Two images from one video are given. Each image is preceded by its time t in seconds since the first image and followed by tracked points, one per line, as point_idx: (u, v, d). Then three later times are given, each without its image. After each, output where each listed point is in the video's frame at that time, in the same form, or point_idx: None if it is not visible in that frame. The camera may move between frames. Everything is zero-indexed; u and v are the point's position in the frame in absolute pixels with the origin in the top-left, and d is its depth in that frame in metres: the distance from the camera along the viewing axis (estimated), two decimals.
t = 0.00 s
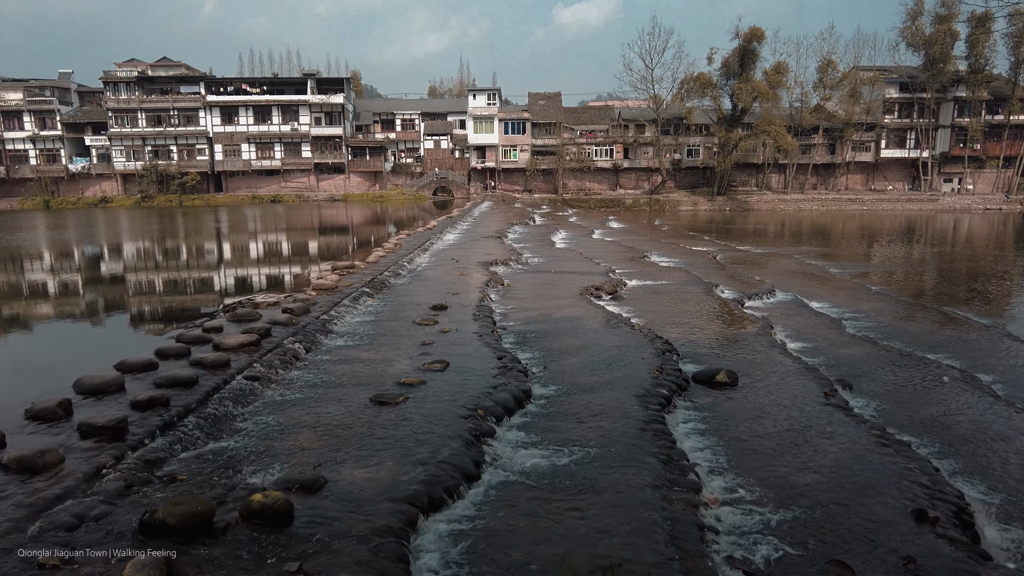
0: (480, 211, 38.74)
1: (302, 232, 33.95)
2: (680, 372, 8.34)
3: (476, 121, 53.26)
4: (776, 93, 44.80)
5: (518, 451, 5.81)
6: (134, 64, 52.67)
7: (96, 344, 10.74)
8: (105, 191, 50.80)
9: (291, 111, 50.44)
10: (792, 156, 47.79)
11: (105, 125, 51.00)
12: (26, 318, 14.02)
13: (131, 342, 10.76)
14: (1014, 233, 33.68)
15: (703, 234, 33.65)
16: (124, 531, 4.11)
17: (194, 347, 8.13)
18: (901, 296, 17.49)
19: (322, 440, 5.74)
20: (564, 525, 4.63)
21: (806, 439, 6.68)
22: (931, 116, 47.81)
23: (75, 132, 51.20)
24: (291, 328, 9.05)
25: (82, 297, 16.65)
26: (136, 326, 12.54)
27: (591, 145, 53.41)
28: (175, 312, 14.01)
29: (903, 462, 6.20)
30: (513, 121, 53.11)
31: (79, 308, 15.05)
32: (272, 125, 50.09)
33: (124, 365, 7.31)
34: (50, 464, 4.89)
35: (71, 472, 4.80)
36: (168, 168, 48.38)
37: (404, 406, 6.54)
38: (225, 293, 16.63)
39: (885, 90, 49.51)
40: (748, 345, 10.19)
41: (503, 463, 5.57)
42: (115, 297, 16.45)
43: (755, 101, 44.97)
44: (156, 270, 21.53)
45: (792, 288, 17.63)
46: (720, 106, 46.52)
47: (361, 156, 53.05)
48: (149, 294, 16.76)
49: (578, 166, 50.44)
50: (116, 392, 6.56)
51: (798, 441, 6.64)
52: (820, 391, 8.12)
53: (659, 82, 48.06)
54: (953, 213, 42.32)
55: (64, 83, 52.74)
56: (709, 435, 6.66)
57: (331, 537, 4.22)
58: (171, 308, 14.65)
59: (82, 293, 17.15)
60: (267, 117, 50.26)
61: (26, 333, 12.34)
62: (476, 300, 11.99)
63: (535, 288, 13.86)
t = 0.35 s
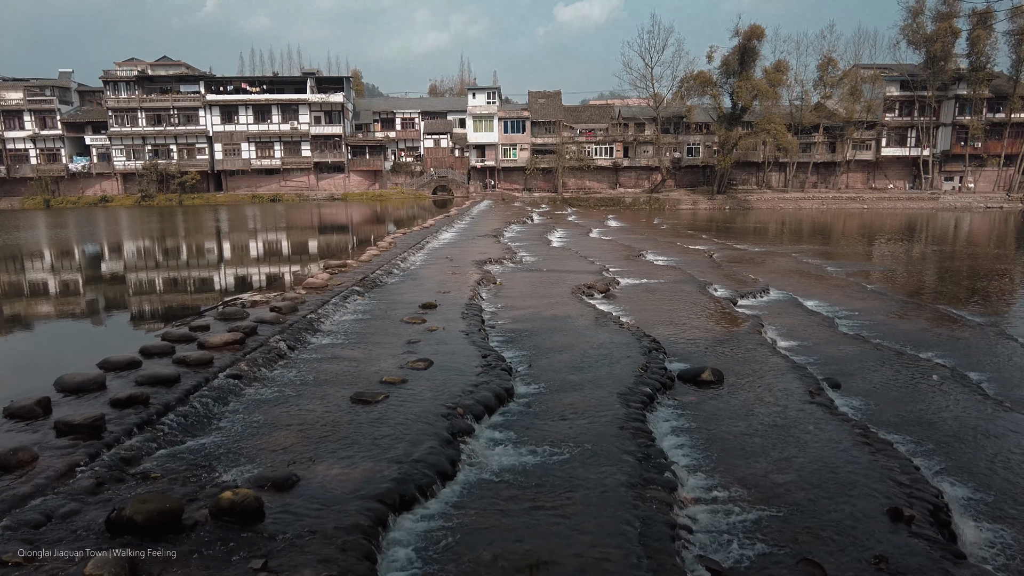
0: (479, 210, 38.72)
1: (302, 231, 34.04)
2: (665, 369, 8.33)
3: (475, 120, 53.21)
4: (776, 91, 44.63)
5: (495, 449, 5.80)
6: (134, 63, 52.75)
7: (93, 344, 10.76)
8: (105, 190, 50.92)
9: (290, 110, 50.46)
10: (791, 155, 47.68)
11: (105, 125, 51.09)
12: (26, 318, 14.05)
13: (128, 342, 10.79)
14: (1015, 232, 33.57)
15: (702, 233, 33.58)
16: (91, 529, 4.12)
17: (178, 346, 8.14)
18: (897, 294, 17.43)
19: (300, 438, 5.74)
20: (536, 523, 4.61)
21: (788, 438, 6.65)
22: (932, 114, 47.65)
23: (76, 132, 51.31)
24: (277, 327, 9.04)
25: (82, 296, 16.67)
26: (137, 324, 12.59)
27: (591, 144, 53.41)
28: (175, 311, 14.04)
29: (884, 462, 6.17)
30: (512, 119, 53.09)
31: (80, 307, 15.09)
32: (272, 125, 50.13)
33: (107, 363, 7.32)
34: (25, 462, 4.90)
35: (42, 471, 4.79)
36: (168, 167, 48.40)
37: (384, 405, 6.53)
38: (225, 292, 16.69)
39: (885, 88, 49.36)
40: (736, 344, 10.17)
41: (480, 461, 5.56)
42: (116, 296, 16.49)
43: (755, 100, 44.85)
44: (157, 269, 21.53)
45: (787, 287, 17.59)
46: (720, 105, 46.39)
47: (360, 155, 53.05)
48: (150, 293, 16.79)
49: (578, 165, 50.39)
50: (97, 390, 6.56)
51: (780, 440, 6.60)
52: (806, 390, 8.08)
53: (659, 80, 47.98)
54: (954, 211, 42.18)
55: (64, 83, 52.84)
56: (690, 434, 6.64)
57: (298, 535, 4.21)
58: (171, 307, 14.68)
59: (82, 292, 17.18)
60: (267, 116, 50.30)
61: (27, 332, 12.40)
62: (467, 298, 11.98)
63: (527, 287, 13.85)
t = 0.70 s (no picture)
0: (479, 210, 38.76)
1: (302, 231, 34.12)
2: (651, 370, 8.33)
3: (476, 120, 53.25)
4: (776, 91, 44.56)
5: (474, 450, 5.82)
6: (135, 65, 52.96)
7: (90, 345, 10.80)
8: (107, 192, 51.11)
9: (291, 111, 50.61)
10: (791, 154, 47.56)
11: (107, 126, 51.29)
12: (29, 319, 14.10)
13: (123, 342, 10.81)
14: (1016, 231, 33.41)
15: (701, 233, 33.55)
16: (62, 531, 4.14)
17: (166, 347, 8.16)
18: (894, 294, 17.36)
19: (279, 440, 5.76)
20: (508, 524, 4.62)
21: (770, 439, 6.64)
22: (933, 113, 47.49)
23: (77, 133, 51.53)
24: (265, 328, 9.07)
25: (84, 297, 16.73)
26: (138, 325, 12.64)
27: (591, 143, 53.42)
28: (176, 311, 14.09)
29: (865, 463, 6.16)
30: (512, 119, 53.14)
31: (82, 308, 15.12)
32: (272, 125, 50.26)
33: (93, 364, 7.35)
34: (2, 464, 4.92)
35: (18, 472, 4.81)
36: (168, 168, 48.44)
37: (366, 406, 6.54)
38: (225, 292, 16.75)
39: (886, 87, 49.29)
40: (726, 344, 10.15)
41: (457, 462, 5.57)
42: (117, 297, 16.54)
43: (755, 99, 44.78)
44: (157, 270, 21.61)
45: (783, 287, 17.57)
46: (720, 105, 46.35)
47: (361, 155, 53.13)
48: (150, 294, 16.83)
49: (578, 165, 50.41)
50: (81, 392, 6.60)
51: (762, 441, 6.60)
52: (792, 391, 8.07)
53: (659, 80, 47.97)
54: (955, 211, 42.04)
55: (66, 84, 53.06)
56: (672, 434, 6.64)
57: (269, 536, 4.23)
58: (172, 307, 14.73)
59: (84, 293, 17.24)
60: (268, 117, 50.44)
61: (29, 332, 12.45)
62: (458, 299, 11.99)
63: (520, 288, 13.86)
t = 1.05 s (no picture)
0: (477, 198, 38.62)
1: (301, 218, 34.05)
2: (638, 357, 8.29)
3: (475, 107, 52.97)
4: (777, 79, 44.22)
5: (453, 436, 5.80)
6: (132, 51, 52.69)
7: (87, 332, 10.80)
8: (105, 179, 50.95)
9: (289, 98, 50.38)
10: (792, 143, 47.25)
11: (104, 113, 51.09)
12: (29, 305, 14.13)
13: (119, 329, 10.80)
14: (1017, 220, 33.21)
15: (700, 221, 33.43)
16: (32, 515, 4.13)
17: (151, 333, 8.14)
18: (890, 283, 17.26)
19: (258, 425, 5.73)
20: (482, 511, 4.59)
21: (753, 426, 6.62)
22: (935, 101, 47.12)
23: (75, 120, 51.35)
24: (252, 314, 9.05)
25: (84, 284, 16.71)
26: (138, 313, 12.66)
27: (591, 131, 53.18)
28: (176, 299, 14.09)
29: (848, 450, 6.14)
30: (512, 107, 52.88)
31: (81, 295, 15.10)
32: (271, 112, 50.05)
33: (77, 350, 7.34)
34: None
35: None
36: (167, 155, 47.98)
37: (347, 392, 6.53)
38: (224, 279, 16.74)
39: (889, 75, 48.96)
40: (716, 332, 10.10)
41: (435, 448, 5.55)
42: (117, 284, 16.52)
43: (756, 87, 44.46)
44: (156, 257, 21.55)
45: (778, 275, 17.49)
46: (720, 92, 46.04)
47: (359, 143, 52.89)
48: (149, 281, 16.82)
49: (577, 152, 50.15)
50: (62, 377, 6.59)
51: (744, 428, 6.58)
52: (778, 378, 8.03)
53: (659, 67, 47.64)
54: (957, 200, 41.79)
55: (63, 71, 52.80)
56: (655, 421, 6.62)
57: (240, 521, 4.22)
58: (172, 294, 14.73)
59: (84, 280, 17.22)
60: (266, 104, 50.23)
61: (29, 319, 12.45)
62: (449, 287, 11.94)
63: (513, 275, 13.80)
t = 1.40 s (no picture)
0: (472, 172, 38.32)
1: (297, 193, 33.82)
2: (622, 334, 8.29)
3: (471, 80, 52.29)
4: (776, 51, 43.62)
5: (431, 413, 5.80)
6: (122, 23, 51.79)
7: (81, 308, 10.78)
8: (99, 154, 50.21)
9: (283, 71, 49.70)
10: (790, 117, 46.64)
11: (95, 86, 50.36)
12: (22, 281, 14.10)
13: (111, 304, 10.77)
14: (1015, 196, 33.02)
15: (695, 196, 33.23)
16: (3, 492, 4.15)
17: (134, 310, 8.11)
18: (883, 259, 17.22)
19: (237, 402, 5.74)
20: (454, 487, 4.62)
21: (733, 403, 6.64)
22: (936, 75, 46.52)
23: (66, 94, 50.68)
24: (236, 290, 9.01)
25: (80, 260, 16.62)
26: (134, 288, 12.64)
27: (588, 105, 52.63)
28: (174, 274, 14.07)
29: (825, 426, 6.17)
30: (509, 79, 52.24)
31: (77, 271, 15.03)
32: (264, 85, 49.42)
33: (58, 327, 7.31)
34: None
35: None
36: (160, 129, 47.26)
37: (326, 369, 6.52)
38: (220, 255, 16.68)
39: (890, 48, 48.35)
40: (704, 308, 10.08)
41: (412, 425, 5.57)
42: (112, 260, 16.43)
43: (755, 60, 43.86)
44: (150, 233, 21.42)
45: (771, 251, 17.44)
46: (719, 65, 45.47)
47: (354, 116, 52.29)
48: (145, 256, 16.74)
49: (575, 126, 49.61)
50: (42, 354, 6.58)
51: (724, 404, 6.60)
52: (761, 355, 8.03)
53: (658, 40, 46.94)
54: (956, 175, 41.52)
55: (52, 43, 51.93)
56: (636, 398, 6.64)
57: (212, 497, 4.25)
58: (168, 270, 14.69)
59: (79, 256, 17.12)
60: (259, 77, 49.56)
61: (26, 295, 12.43)
62: (436, 263, 11.87)
63: (503, 251, 13.73)
